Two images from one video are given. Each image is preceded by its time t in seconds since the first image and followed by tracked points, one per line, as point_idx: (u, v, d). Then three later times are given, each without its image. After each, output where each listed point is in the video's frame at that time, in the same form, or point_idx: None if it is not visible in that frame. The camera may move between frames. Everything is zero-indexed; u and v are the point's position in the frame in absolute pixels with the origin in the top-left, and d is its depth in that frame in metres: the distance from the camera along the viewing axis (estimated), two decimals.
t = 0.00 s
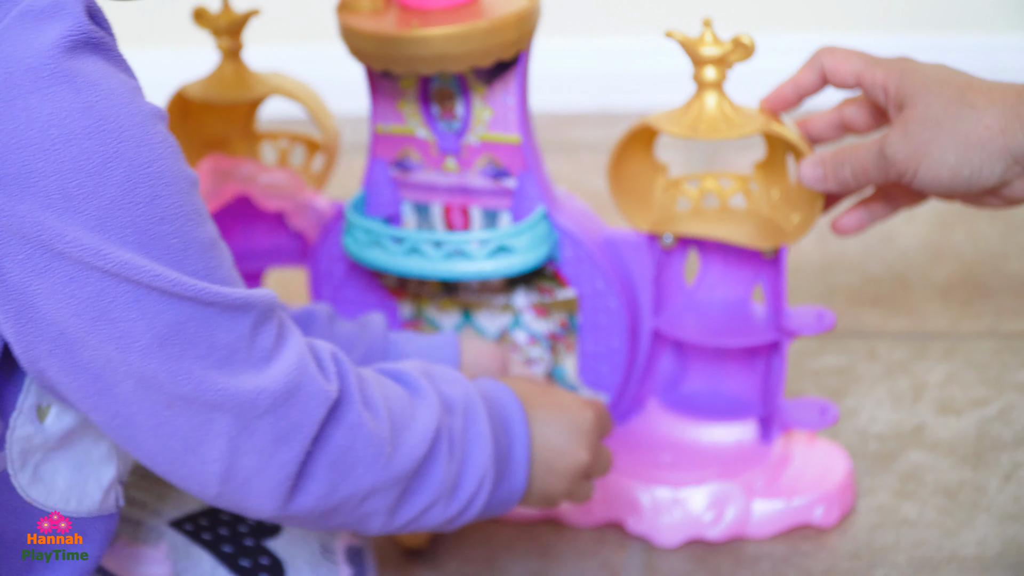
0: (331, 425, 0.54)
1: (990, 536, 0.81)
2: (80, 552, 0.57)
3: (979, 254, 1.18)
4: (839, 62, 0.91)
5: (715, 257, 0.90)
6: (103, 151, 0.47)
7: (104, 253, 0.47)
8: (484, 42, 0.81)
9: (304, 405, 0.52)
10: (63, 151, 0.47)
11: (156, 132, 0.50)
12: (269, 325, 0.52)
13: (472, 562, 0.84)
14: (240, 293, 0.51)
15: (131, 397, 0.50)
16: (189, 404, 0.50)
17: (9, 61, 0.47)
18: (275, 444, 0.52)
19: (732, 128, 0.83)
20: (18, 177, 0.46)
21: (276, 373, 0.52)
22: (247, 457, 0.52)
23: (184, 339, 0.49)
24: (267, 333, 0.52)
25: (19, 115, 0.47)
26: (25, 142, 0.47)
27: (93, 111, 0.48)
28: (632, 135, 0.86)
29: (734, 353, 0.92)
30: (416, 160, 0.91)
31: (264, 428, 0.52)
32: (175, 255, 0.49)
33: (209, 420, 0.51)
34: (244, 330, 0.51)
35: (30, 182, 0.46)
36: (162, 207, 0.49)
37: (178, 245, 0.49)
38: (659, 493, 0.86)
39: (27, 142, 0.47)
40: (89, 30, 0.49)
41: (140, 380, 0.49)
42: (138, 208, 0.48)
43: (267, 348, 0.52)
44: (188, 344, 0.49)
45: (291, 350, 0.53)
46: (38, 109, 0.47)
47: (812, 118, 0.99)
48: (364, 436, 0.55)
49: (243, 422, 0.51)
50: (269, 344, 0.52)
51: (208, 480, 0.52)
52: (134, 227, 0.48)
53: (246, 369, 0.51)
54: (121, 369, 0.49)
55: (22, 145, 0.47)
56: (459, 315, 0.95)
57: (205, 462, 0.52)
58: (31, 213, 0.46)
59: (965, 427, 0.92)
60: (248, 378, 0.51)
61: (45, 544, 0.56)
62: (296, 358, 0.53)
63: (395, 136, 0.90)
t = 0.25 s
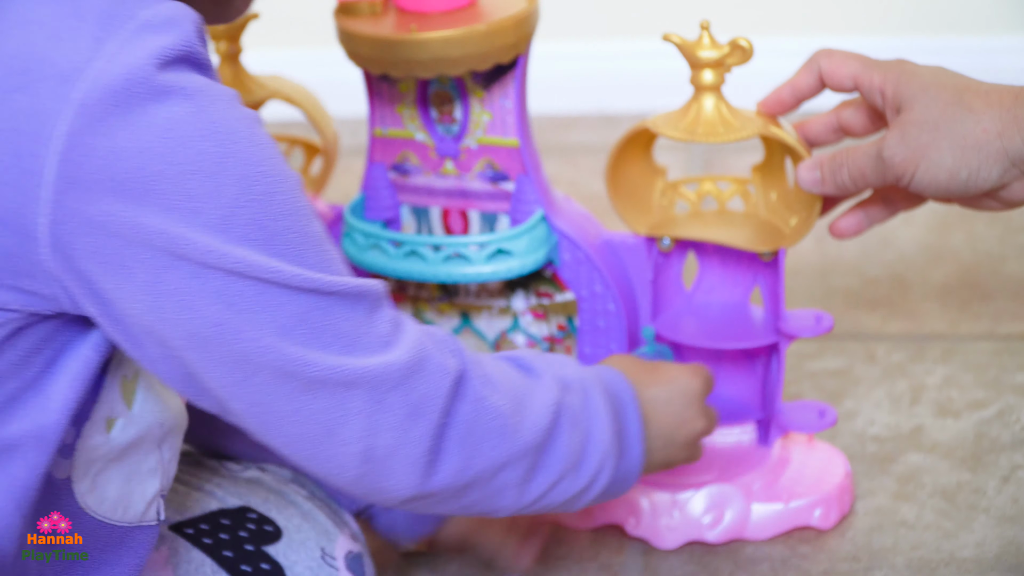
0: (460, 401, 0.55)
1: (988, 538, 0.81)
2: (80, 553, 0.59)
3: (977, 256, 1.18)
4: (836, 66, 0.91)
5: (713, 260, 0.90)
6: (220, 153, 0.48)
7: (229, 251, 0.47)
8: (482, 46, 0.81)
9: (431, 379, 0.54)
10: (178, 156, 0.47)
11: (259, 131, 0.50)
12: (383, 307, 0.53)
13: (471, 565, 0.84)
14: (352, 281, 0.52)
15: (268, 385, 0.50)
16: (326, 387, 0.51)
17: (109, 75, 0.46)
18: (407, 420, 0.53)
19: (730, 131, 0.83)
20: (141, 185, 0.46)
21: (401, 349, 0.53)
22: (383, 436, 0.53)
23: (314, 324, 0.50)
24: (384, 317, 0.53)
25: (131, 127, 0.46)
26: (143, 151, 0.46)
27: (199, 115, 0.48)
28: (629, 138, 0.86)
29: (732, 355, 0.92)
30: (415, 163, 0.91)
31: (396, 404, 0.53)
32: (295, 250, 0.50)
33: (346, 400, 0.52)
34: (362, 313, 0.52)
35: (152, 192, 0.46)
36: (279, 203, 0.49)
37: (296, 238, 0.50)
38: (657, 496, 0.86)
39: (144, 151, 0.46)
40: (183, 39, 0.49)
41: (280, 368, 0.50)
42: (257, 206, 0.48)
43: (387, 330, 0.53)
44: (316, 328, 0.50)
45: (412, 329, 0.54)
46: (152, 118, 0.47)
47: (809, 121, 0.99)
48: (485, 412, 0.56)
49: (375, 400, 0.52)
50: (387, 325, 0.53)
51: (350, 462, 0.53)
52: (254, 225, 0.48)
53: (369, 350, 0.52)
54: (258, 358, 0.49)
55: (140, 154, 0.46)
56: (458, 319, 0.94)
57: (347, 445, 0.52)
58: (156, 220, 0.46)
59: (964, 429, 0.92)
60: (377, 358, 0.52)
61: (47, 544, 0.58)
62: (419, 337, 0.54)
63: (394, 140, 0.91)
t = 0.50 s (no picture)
0: (541, 388, 0.60)
1: (985, 541, 0.81)
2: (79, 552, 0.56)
3: (974, 259, 1.19)
4: (833, 69, 0.91)
5: (710, 263, 0.90)
6: (314, 168, 0.51)
7: (328, 259, 0.50)
8: (479, 49, 0.81)
9: (517, 365, 0.58)
10: (275, 170, 0.50)
11: (345, 150, 0.53)
12: (467, 304, 0.57)
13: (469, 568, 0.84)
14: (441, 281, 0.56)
15: (367, 381, 0.53)
16: (421, 378, 0.54)
17: (209, 98, 0.49)
18: (501, 404, 0.57)
19: (727, 135, 0.83)
20: (244, 201, 0.49)
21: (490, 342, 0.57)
22: (481, 424, 0.57)
23: (408, 324, 0.54)
24: (469, 315, 0.57)
25: (230, 147, 0.49)
26: (244, 168, 0.49)
27: (294, 134, 0.51)
28: (626, 141, 0.86)
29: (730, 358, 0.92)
30: (413, 167, 0.91)
31: (489, 390, 0.56)
32: (391, 253, 0.53)
33: (438, 390, 0.55)
34: (450, 309, 0.56)
35: (258, 206, 0.49)
36: (372, 211, 0.52)
37: (386, 245, 0.53)
38: (654, 501, 0.85)
39: (246, 168, 0.49)
40: (275, 66, 0.52)
41: (377, 365, 0.53)
42: (352, 215, 0.51)
43: (474, 327, 0.57)
44: (413, 324, 0.54)
45: (497, 321, 0.58)
46: (253, 137, 0.50)
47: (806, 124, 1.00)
48: (571, 397, 0.61)
49: (470, 388, 0.56)
50: (474, 319, 0.57)
51: (441, 449, 0.56)
52: (353, 233, 0.51)
53: (461, 342, 0.56)
54: (360, 351, 0.52)
55: (240, 171, 0.49)
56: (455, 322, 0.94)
57: (439, 433, 0.56)
58: (258, 233, 0.49)
59: (961, 432, 0.92)
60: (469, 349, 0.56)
61: (45, 544, 0.53)
62: (504, 327, 0.58)
63: (391, 143, 0.91)
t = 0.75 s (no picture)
0: (551, 446, 0.61)
1: (984, 544, 0.80)
2: (80, 552, 0.54)
3: (972, 263, 1.19)
4: (832, 73, 0.92)
5: (708, 267, 0.91)
6: (377, 234, 0.51)
7: (380, 325, 0.51)
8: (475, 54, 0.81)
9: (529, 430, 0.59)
10: (340, 233, 0.50)
11: (401, 217, 0.54)
12: (490, 368, 0.58)
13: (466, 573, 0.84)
14: (471, 347, 0.57)
15: (395, 440, 0.54)
16: (446, 442, 0.55)
17: (288, 158, 0.49)
18: (513, 467, 0.58)
19: (725, 139, 0.83)
20: (308, 262, 0.49)
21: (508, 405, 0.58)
22: (492, 484, 0.58)
23: (438, 388, 0.55)
24: (492, 376, 0.58)
25: (302, 209, 0.49)
26: (312, 230, 0.49)
27: (363, 200, 0.51)
28: (625, 145, 0.87)
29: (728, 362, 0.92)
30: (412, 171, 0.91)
31: (507, 454, 0.58)
32: (431, 322, 0.54)
33: (460, 452, 0.56)
34: (476, 374, 0.57)
35: (318, 269, 0.50)
36: (421, 279, 0.53)
37: (430, 313, 0.54)
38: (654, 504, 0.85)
39: (314, 230, 0.49)
40: (352, 132, 0.53)
41: (408, 427, 0.54)
42: (406, 284, 0.52)
43: (496, 390, 0.58)
44: (442, 388, 0.55)
45: (516, 383, 0.60)
46: (324, 200, 0.50)
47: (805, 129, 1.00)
48: (573, 456, 0.61)
49: (489, 450, 0.57)
50: (496, 382, 0.58)
51: (454, 505, 0.58)
52: (404, 302, 0.52)
53: (482, 406, 0.57)
54: (393, 413, 0.53)
55: (308, 232, 0.49)
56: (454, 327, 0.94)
57: (455, 490, 0.57)
58: (319, 295, 0.50)
59: (959, 436, 0.92)
60: (491, 413, 0.57)
61: (45, 544, 0.53)
62: (521, 390, 0.60)
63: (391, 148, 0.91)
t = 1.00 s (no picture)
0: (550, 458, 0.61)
1: (982, 547, 0.80)
2: (80, 552, 0.54)
3: (970, 267, 1.19)
4: (830, 78, 0.92)
5: (706, 271, 0.91)
6: (392, 264, 0.51)
7: (396, 353, 0.51)
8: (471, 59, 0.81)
9: (531, 444, 0.59)
10: (357, 265, 0.50)
11: (404, 238, 0.54)
12: (489, 386, 0.58)
13: None
14: (473, 367, 0.57)
15: (406, 462, 0.55)
16: (456, 461, 0.56)
17: (309, 196, 0.48)
18: (519, 483, 0.58)
19: (723, 143, 0.83)
20: (327, 294, 0.49)
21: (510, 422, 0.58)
22: (499, 500, 0.58)
23: (448, 410, 0.55)
24: (492, 396, 0.58)
25: (320, 243, 0.49)
26: (330, 263, 0.49)
27: (378, 231, 0.51)
28: (624, 149, 0.87)
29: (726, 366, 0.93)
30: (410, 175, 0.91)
31: (514, 471, 0.58)
32: (438, 344, 0.54)
33: (469, 470, 0.56)
34: (479, 393, 0.57)
35: (338, 300, 0.50)
36: (429, 302, 0.53)
37: (438, 336, 0.54)
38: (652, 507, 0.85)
39: (332, 263, 0.49)
40: (372, 169, 0.51)
41: (421, 450, 0.54)
42: (418, 311, 0.52)
43: (496, 407, 0.58)
44: (451, 409, 0.55)
45: (516, 400, 0.60)
46: (341, 233, 0.50)
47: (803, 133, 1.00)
48: (572, 467, 0.62)
49: (496, 468, 0.57)
50: (496, 399, 0.58)
51: (461, 521, 0.58)
52: (416, 328, 0.52)
53: (487, 424, 0.57)
54: (409, 438, 0.53)
55: (326, 266, 0.49)
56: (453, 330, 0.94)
57: (463, 507, 0.57)
58: (337, 327, 0.50)
59: (958, 439, 0.92)
60: (497, 431, 0.57)
61: (45, 544, 0.53)
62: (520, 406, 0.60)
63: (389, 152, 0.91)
